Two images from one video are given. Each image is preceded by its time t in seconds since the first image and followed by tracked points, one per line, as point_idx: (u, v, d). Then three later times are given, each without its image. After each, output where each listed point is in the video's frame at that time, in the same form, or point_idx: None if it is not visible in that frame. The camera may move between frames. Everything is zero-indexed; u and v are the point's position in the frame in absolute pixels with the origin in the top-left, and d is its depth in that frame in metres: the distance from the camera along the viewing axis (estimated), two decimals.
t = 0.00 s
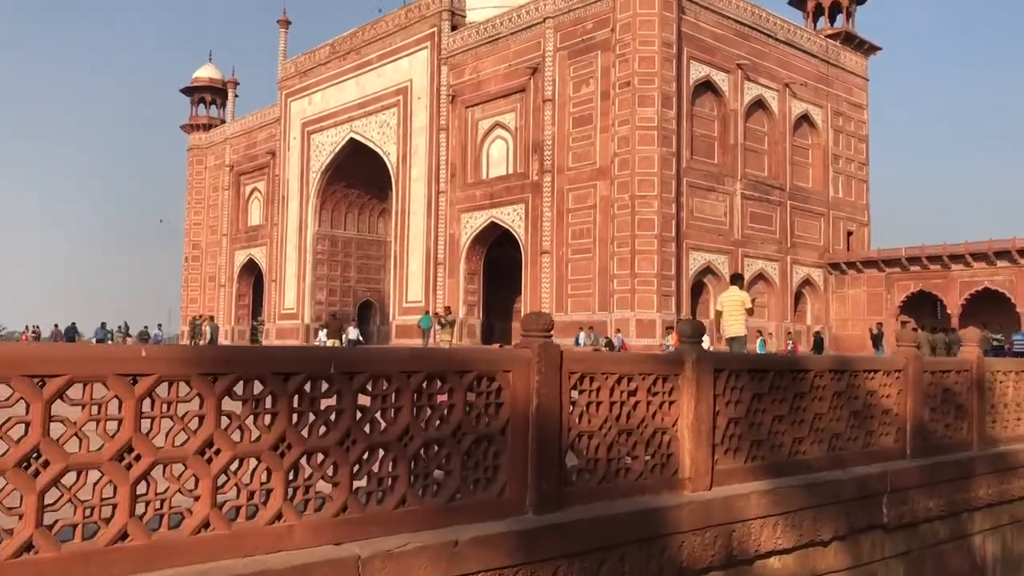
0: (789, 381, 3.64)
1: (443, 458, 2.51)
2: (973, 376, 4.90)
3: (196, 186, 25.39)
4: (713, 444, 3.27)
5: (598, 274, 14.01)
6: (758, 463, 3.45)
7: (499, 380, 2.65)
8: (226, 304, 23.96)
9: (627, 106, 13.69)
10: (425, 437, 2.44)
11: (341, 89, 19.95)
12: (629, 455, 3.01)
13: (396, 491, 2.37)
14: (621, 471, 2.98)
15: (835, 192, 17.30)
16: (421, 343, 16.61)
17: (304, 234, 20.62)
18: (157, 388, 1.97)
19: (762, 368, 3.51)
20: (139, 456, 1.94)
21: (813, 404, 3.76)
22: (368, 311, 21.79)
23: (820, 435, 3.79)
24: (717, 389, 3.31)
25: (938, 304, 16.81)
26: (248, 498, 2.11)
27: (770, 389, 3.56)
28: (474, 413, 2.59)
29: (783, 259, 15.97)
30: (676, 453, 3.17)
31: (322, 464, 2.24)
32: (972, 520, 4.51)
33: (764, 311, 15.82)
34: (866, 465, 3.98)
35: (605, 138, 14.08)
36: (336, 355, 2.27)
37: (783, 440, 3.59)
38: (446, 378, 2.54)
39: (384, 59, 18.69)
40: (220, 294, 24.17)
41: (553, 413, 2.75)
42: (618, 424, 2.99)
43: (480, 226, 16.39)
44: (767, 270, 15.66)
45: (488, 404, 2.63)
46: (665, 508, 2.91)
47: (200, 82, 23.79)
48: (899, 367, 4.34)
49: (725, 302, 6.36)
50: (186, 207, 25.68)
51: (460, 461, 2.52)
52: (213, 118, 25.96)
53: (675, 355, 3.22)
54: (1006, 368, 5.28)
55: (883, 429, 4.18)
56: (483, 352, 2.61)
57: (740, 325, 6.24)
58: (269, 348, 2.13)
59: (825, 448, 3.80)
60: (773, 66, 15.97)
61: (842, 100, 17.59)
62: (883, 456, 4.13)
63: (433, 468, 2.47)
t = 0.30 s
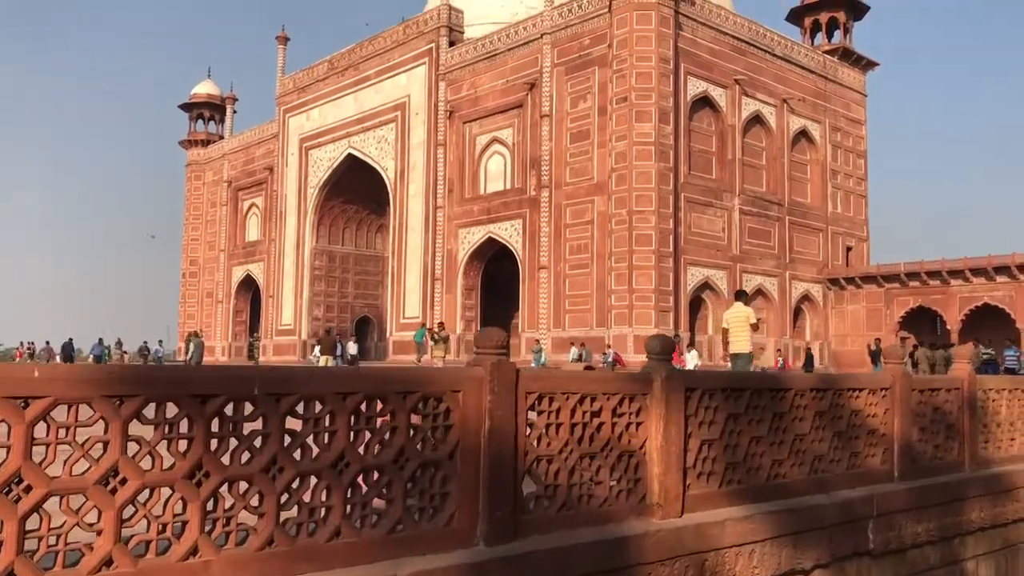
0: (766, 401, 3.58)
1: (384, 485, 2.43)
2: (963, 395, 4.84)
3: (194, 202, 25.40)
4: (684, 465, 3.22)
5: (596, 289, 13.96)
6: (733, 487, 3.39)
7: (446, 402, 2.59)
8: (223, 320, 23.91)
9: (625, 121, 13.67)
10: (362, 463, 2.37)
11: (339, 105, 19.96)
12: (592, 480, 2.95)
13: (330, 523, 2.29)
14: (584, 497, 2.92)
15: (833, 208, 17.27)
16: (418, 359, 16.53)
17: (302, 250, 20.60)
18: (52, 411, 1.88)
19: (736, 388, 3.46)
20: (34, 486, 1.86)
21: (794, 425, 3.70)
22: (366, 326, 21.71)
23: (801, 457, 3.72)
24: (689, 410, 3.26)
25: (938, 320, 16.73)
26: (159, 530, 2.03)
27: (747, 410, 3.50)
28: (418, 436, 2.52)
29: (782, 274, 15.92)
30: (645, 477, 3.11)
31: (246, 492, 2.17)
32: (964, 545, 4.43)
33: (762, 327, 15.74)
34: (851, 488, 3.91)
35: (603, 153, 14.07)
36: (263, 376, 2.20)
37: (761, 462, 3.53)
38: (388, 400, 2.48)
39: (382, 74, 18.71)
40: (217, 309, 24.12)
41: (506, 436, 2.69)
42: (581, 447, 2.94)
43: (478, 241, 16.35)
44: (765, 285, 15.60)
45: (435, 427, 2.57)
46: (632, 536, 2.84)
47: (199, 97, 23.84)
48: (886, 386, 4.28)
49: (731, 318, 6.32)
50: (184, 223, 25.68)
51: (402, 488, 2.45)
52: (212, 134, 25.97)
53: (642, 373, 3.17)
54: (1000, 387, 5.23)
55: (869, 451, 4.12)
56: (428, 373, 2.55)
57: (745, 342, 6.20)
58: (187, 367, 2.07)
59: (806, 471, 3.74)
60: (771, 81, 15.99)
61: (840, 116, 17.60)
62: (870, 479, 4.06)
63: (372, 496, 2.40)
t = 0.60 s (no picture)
0: (740, 420, 3.54)
1: (312, 512, 2.35)
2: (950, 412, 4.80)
3: (192, 218, 25.39)
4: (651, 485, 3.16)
5: (594, 305, 13.89)
6: (704, 510, 3.34)
7: (380, 423, 2.55)
8: (221, 336, 23.83)
9: (622, 137, 13.66)
10: (288, 489, 2.28)
11: (338, 121, 19.97)
12: (548, 506, 2.89)
13: (251, 553, 2.19)
14: (541, 523, 2.85)
15: (831, 223, 17.24)
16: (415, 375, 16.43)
17: (300, 265, 20.55)
18: None
19: (708, 406, 3.41)
20: None
21: (770, 445, 3.65)
22: (363, 342, 21.64)
23: (778, 479, 3.68)
24: (657, 429, 3.21)
25: (937, 336, 16.66)
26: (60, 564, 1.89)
27: (719, 430, 3.45)
28: (349, 460, 2.44)
29: (781, 290, 15.86)
30: (608, 502, 3.05)
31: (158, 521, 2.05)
32: (955, 568, 4.36)
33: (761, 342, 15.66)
34: (832, 511, 3.85)
35: (600, 169, 14.05)
36: (179, 396, 2.10)
37: (735, 485, 3.48)
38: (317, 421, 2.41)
39: (381, 90, 18.73)
40: (215, 325, 24.04)
41: (451, 459, 2.64)
42: (541, 470, 2.89)
43: (476, 257, 16.31)
44: (764, 301, 15.53)
45: (371, 449, 2.52)
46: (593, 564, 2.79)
47: (198, 114, 23.89)
48: (871, 402, 4.23)
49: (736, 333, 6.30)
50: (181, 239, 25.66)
51: (332, 515, 2.37)
52: (210, 150, 25.97)
53: (606, 392, 3.12)
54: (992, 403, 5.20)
55: (853, 471, 4.07)
56: (364, 392, 2.50)
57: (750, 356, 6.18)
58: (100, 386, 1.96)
59: (784, 494, 3.68)
60: (768, 97, 16.01)
61: (838, 131, 17.61)
62: (854, 500, 4.01)
63: (300, 525, 2.31)
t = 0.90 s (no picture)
0: (700, 439, 3.58)
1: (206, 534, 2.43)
2: (930, 429, 4.82)
3: (190, 237, 25.38)
4: (597, 504, 3.22)
5: (591, 323, 13.83)
6: (658, 534, 3.38)
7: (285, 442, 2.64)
8: (218, 355, 23.75)
9: (618, 155, 13.67)
10: (178, 513, 2.37)
11: (336, 139, 20.00)
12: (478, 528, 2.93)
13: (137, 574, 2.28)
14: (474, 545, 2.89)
15: (829, 242, 17.21)
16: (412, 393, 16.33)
17: (297, 284, 20.50)
18: None
19: (663, 424, 3.46)
20: None
21: (730, 465, 3.70)
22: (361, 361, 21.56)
23: (741, 501, 3.70)
24: (604, 448, 3.27)
25: (936, 354, 16.57)
26: None
27: (674, 448, 3.50)
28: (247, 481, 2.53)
29: (778, 308, 15.80)
30: (550, 525, 3.11)
31: (22, 548, 2.13)
32: None
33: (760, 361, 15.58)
34: (801, 534, 3.87)
35: (596, 187, 14.04)
36: (52, 416, 2.19)
37: (693, 506, 3.52)
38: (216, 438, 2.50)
39: (378, 110, 18.78)
40: (212, 344, 23.95)
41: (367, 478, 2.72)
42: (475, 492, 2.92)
43: (472, 275, 16.28)
44: (762, 319, 15.49)
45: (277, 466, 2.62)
46: None
47: (196, 133, 23.93)
48: (843, 420, 4.26)
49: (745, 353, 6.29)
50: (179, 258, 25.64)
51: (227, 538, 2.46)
52: (209, 169, 25.97)
53: (548, 407, 3.18)
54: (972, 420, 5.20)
55: (825, 492, 4.11)
56: (267, 412, 2.59)
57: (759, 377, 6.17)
58: None
59: (747, 517, 3.71)
60: (765, 116, 16.03)
61: (835, 150, 17.63)
62: (826, 521, 4.04)
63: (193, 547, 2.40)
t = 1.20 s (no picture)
0: (661, 461, 3.49)
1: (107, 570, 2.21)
2: (910, 450, 4.80)
3: (189, 253, 25.40)
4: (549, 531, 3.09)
5: (588, 339, 13.77)
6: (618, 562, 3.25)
7: (201, 469, 2.46)
8: (215, 371, 23.69)
9: (615, 171, 13.66)
10: (72, 547, 2.14)
11: (334, 156, 20.02)
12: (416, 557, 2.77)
13: None
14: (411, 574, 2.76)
15: (827, 258, 17.19)
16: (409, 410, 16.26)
17: (295, 300, 20.46)
18: None
19: (621, 446, 3.36)
20: None
21: (696, 488, 3.59)
22: (358, 377, 21.49)
23: (707, 527, 3.60)
24: (556, 472, 3.15)
25: (935, 370, 16.50)
26: None
27: (634, 472, 3.39)
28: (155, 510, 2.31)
29: (777, 325, 15.74)
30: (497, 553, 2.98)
31: None
32: None
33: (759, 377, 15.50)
34: (772, 559, 3.81)
35: (594, 204, 14.01)
36: None
37: (656, 533, 3.40)
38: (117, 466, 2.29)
39: (376, 126, 18.81)
40: (210, 361, 23.89)
41: (290, 505, 2.56)
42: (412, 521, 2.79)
43: (470, 291, 16.23)
44: (760, 335, 15.43)
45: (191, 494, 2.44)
46: None
47: (195, 149, 23.98)
48: (818, 441, 4.20)
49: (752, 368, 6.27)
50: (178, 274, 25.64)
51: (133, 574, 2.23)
52: (208, 185, 26.02)
53: (494, 429, 3.06)
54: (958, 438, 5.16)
55: (799, 515, 4.05)
56: (177, 436, 2.41)
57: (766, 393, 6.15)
58: None
59: (715, 543, 3.62)
60: (762, 132, 16.05)
61: (832, 166, 17.64)
62: (800, 546, 3.97)
63: None
